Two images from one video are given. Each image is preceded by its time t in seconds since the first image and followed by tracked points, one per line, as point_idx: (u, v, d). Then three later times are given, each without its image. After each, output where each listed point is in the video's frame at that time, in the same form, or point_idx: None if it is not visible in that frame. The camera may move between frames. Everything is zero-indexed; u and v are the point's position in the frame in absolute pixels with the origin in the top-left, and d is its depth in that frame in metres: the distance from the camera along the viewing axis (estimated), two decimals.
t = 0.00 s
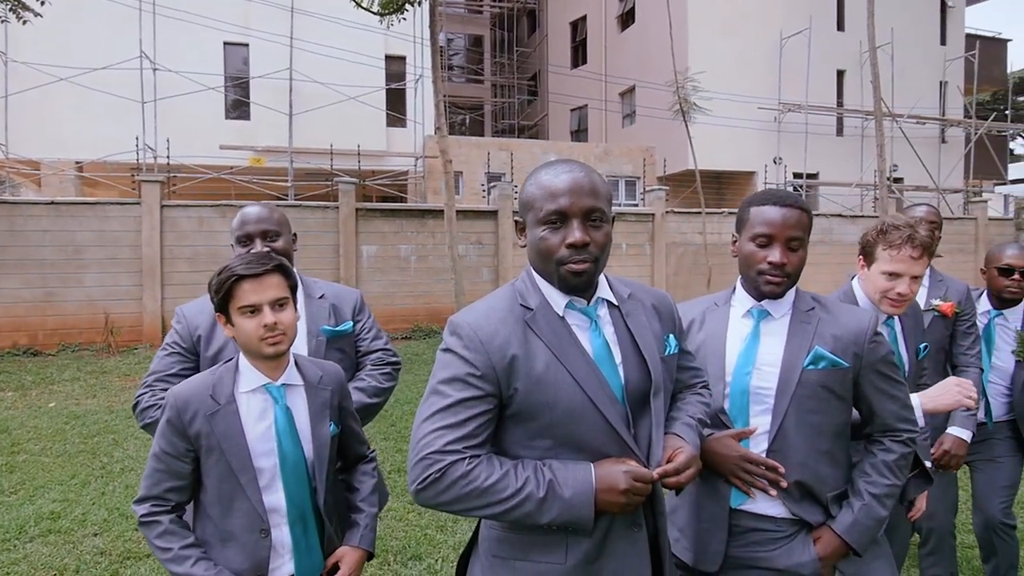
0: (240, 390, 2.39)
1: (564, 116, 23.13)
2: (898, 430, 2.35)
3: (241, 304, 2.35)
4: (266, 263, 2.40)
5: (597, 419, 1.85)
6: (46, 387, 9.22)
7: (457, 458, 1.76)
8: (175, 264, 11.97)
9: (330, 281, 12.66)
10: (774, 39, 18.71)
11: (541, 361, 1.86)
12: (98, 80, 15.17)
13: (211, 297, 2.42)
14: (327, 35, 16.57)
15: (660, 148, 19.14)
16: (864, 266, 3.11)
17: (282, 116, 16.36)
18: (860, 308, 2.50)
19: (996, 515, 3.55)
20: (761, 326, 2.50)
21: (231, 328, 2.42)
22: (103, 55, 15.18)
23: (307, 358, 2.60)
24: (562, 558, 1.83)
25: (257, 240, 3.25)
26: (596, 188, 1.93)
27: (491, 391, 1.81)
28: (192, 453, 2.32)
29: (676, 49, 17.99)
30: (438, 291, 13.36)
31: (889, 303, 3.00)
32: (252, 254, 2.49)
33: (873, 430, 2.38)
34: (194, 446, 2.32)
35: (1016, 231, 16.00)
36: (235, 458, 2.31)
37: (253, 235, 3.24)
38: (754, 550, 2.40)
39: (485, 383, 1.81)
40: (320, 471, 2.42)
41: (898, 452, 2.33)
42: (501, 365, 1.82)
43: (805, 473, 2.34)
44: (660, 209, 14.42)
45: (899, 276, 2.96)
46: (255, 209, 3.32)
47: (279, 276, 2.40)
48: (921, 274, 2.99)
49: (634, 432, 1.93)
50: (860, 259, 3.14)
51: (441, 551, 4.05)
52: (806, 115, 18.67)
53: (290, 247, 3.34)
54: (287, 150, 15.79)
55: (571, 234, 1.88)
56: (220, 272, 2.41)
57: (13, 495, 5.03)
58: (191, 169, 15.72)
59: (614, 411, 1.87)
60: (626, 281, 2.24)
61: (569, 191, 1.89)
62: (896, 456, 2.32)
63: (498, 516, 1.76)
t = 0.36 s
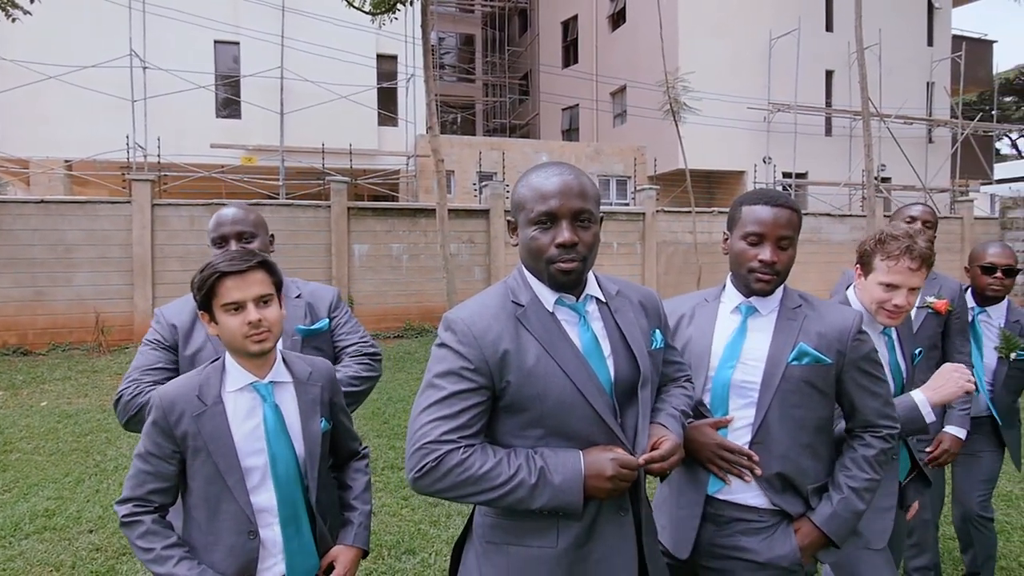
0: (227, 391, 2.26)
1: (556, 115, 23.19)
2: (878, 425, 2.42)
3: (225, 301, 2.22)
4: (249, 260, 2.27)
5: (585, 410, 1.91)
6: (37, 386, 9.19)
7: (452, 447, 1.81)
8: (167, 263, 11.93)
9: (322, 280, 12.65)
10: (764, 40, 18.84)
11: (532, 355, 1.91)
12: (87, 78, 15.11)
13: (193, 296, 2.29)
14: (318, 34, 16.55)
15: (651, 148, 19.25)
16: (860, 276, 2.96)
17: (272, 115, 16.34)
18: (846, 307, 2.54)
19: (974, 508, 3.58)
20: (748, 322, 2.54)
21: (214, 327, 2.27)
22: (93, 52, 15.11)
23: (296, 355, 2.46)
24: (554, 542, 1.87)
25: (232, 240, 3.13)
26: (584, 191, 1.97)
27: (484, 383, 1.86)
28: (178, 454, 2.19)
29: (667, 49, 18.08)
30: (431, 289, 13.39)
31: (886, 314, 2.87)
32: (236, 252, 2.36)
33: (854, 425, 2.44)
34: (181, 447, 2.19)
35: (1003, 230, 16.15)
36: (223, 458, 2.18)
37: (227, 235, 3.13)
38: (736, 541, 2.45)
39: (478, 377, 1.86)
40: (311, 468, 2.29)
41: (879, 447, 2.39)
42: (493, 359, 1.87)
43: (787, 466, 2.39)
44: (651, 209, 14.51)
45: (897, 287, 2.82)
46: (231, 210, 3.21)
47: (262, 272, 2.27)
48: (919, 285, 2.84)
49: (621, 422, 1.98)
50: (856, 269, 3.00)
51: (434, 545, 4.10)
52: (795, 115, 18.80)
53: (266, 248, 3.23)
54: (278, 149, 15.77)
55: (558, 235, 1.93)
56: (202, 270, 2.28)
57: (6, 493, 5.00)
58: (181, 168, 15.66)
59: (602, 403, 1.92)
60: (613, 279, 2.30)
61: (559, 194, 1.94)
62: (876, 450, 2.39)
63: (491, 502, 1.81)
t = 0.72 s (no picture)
0: (219, 385, 2.20)
1: (549, 113, 23.24)
2: (855, 423, 2.43)
3: (213, 295, 2.16)
4: (236, 253, 2.22)
5: (576, 399, 1.96)
6: (30, 383, 9.17)
7: (449, 434, 1.86)
8: (159, 261, 11.92)
9: (315, 277, 12.66)
10: (755, 39, 18.94)
11: (524, 347, 1.96)
12: (79, 75, 15.06)
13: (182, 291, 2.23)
14: (310, 31, 16.54)
15: (643, 146, 19.33)
16: (862, 287, 2.90)
17: (265, 113, 16.32)
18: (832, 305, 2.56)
19: (955, 499, 3.60)
20: (733, 317, 2.57)
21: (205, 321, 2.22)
22: (84, 49, 15.06)
23: (288, 347, 2.42)
24: (546, 525, 1.93)
25: (206, 238, 3.03)
26: (574, 191, 2.02)
27: (479, 373, 1.91)
28: (168, 449, 2.14)
29: (658, 48, 18.15)
30: (424, 287, 13.43)
31: (885, 328, 2.80)
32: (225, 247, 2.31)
33: (832, 421, 2.45)
34: (170, 441, 2.14)
35: (990, 228, 16.33)
36: (214, 453, 2.13)
37: (202, 233, 3.03)
38: (718, 529, 2.48)
39: (473, 368, 1.91)
40: (306, 462, 2.25)
41: (856, 444, 2.40)
42: (487, 350, 1.92)
43: (766, 456, 2.43)
44: (643, 207, 14.58)
45: (897, 303, 2.75)
46: (205, 209, 3.11)
47: (251, 265, 2.21)
48: (921, 300, 2.78)
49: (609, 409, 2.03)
50: (858, 280, 2.93)
51: (429, 538, 4.15)
52: (786, 114, 18.92)
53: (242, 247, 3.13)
54: (271, 146, 15.76)
55: (550, 232, 1.97)
56: (190, 264, 2.23)
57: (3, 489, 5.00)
58: (174, 165, 15.63)
59: (592, 391, 1.97)
60: (603, 275, 2.35)
61: (549, 194, 1.98)
62: (854, 447, 2.39)
63: (485, 486, 1.86)
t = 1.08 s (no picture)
0: (215, 380, 2.15)
1: (543, 112, 23.29)
2: (831, 421, 2.42)
3: (208, 291, 2.10)
4: (232, 247, 2.15)
5: (568, 388, 2.01)
6: (24, 381, 9.18)
7: (445, 422, 1.91)
8: (154, 259, 11.92)
9: (310, 276, 12.67)
10: (748, 39, 19.04)
11: (517, 339, 2.01)
12: (72, 73, 15.04)
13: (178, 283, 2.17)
14: (304, 30, 16.55)
15: (637, 145, 19.44)
16: (867, 305, 2.72)
17: (259, 111, 16.32)
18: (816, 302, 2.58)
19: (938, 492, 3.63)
20: (719, 313, 2.61)
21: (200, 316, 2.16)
22: (77, 47, 15.04)
23: (284, 341, 2.37)
24: (539, 509, 1.98)
25: (185, 232, 2.81)
26: (564, 191, 2.06)
27: (473, 364, 1.96)
28: (161, 441, 2.09)
29: (652, 47, 18.23)
30: (419, 285, 13.47)
31: (882, 349, 2.65)
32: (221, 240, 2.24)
33: (809, 418, 2.45)
34: (164, 433, 2.09)
35: (979, 226, 16.48)
36: (208, 447, 2.08)
37: (183, 226, 2.82)
38: (703, 519, 2.51)
39: (469, 359, 1.96)
40: (301, 455, 2.22)
41: (831, 442, 2.39)
42: (482, 343, 1.98)
43: (745, 445, 2.46)
44: (637, 205, 14.65)
45: (900, 327, 2.58)
46: (186, 200, 2.89)
47: (245, 260, 2.15)
48: (925, 324, 2.61)
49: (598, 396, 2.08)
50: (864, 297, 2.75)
51: (425, 531, 4.20)
52: (779, 113, 19.03)
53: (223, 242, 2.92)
54: (265, 144, 15.78)
55: (542, 231, 2.01)
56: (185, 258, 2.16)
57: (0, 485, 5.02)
58: (168, 163, 15.62)
59: (582, 381, 2.02)
60: (594, 271, 2.40)
61: (542, 193, 2.02)
62: (829, 444, 2.39)
63: (480, 472, 1.90)
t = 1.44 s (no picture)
0: (214, 372, 2.15)
1: (537, 109, 23.31)
2: (805, 414, 2.45)
3: (208, 284, 2.11)
4: (232, 240, 2.16)
5: (557, 377, 2.06)
6: (19, 378, 9.17)
7: (439, 408, 1.95)
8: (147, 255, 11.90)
9: (304, 272, 12.68)
10: (741, 36, 19.11)
11: (509, 330, 2.06)
12: (64, 68, 14.99)
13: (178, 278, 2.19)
14: (297, 25, 16.52)
15: (630, 142, 19.49)
16: (864, 316, 2.66)
17: (252, 107, 16.30)
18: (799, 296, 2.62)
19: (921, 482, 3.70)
20: (704, 305, 2.66)
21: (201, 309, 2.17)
22: (69, 43, 14.98)
23: (282, 332, 2.38)
24: (530, 492, 2.03)
25: (171, 221, 2.69)
26: (554, 187, 2.10)
27: (467, 353, 2.01)
28: (156, 428, 2.09)
29: (645, 45, 18.27)
30: (413, 282, 13.50)
31: (876, 361, 2.62)
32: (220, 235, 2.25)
33: (785, 410, 2.49)
34: (160, 421, 2.10)
35: (969, 222, 16.62)
36: (204, 435, 2.09)
37: (169, 214, 2.69)
38: (688, 505, 2.56)
39: (463, 348, 2.01)
40: (299, 446, 2.23)
41: (803, 436, 2.42)
42: (475, 332, 2.03)
43: (726, 432, 2.52)
44: (630, 201, 14.72)
45: (896, 344, 2.53)
46: (170, 188, 2.76)
47: (244, 253, 2.15)
48: (921, 345, 2.55)
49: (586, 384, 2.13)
50: (863, 306, 2.68)
51: (420, 523, 4.25)
52: (771, 110, 19.12)
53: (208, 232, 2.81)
54: (259, 141, 15.78)
55: (533, 226, 2.06)
56: (185, 252, 2.18)
57: None
58: (161, 159, 15.59)
59: (571, 370, 2.07)
60: (583, 265, 2.44)
61: (533, 190, 2.06)
62: (803, 438, 2.42)
63: (472, 456, 1.95)
